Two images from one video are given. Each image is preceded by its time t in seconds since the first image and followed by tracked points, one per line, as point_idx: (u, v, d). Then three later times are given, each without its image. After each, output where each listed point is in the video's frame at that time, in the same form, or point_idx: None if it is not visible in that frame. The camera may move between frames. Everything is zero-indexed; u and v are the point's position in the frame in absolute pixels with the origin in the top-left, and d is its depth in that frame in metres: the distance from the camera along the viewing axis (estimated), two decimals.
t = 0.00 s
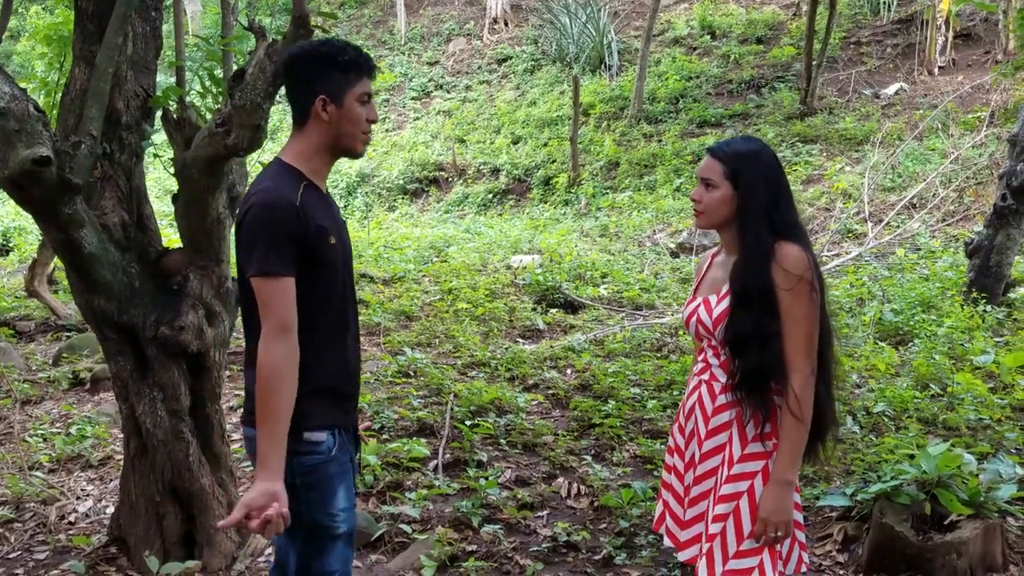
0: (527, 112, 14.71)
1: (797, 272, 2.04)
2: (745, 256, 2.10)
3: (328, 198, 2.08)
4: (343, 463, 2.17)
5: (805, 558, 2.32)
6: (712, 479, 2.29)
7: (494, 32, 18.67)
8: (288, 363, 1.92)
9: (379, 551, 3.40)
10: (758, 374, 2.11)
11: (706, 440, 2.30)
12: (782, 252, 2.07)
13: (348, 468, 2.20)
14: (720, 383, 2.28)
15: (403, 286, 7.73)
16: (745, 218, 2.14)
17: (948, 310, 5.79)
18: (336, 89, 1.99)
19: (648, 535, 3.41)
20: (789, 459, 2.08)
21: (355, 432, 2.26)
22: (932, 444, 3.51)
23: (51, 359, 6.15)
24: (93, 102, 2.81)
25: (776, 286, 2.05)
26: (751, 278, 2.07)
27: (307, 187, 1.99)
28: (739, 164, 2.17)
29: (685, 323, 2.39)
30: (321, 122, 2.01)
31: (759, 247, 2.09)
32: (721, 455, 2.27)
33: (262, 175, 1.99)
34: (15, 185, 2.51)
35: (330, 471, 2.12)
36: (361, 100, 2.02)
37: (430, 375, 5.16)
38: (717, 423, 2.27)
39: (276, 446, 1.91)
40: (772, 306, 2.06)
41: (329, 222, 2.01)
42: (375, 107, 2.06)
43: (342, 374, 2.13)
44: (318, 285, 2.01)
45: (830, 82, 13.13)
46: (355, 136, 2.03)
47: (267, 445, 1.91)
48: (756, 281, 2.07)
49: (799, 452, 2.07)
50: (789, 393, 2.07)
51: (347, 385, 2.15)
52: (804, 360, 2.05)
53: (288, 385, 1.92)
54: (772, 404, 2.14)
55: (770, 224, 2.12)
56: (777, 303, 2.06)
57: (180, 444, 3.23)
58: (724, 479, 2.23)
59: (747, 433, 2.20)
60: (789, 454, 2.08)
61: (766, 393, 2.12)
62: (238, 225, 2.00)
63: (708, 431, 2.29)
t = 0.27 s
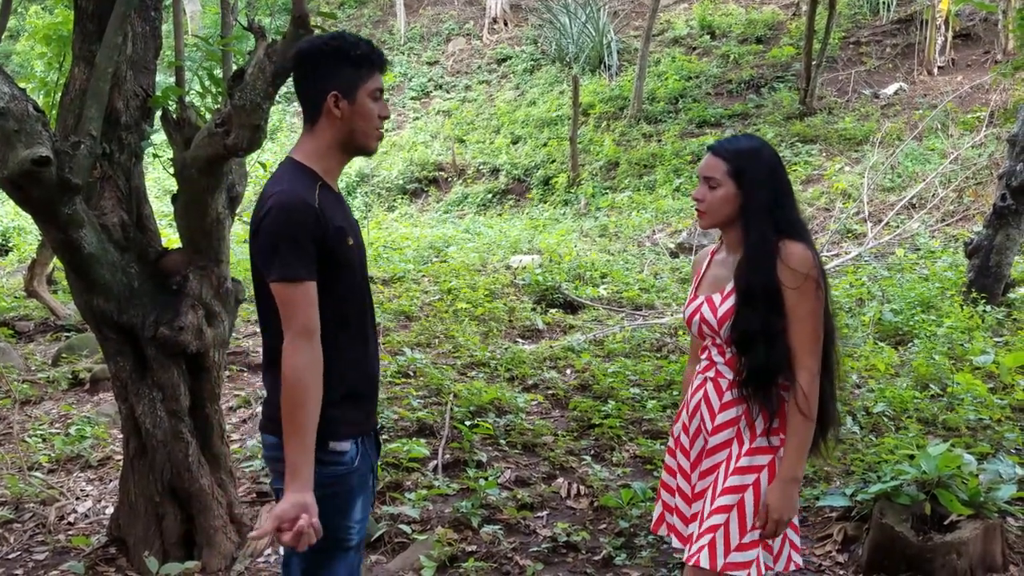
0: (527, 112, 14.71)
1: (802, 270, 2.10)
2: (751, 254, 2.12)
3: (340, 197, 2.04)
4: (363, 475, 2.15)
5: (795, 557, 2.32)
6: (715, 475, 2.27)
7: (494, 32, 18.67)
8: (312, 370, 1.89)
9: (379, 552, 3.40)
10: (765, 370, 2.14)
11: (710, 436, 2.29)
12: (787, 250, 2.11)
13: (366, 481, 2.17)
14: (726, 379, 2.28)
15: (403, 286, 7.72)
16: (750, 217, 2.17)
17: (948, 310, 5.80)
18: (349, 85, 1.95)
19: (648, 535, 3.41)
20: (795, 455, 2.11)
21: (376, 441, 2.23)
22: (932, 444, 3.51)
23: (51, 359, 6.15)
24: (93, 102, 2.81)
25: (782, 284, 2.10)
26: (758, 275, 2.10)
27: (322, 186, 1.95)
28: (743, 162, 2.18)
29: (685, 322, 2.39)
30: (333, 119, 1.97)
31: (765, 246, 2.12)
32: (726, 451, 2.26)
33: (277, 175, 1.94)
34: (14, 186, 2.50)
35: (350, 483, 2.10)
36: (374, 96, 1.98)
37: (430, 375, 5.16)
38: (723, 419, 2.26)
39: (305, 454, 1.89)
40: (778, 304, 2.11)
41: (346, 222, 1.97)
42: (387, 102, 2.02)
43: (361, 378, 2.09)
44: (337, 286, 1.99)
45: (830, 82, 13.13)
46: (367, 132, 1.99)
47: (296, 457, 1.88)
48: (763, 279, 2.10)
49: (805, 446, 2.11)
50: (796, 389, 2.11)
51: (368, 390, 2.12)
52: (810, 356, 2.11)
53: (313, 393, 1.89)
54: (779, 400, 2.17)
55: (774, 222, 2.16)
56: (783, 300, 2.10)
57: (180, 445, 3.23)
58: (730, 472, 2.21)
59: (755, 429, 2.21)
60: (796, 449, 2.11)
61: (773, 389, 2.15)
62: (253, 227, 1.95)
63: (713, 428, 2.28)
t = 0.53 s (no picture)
0: (525, 112, 14.71)
1: (808, 267, 2.07)
2: (757, 250, 2.11)
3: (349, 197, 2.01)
4: (371, 481, 2.12)
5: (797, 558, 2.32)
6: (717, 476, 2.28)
7: (492, 31, 18.66)
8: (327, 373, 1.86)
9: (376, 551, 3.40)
10: (767, 369, 2.13)
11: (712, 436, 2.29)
12: (793, 247, 2.09)
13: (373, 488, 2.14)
14: (729, 379, 2.27)
15: (401, 286, 7.72)
16: (757, 212, 2.16)
17: (946, 310, 5.80)
18: (359, 83, 1.93)
19: (645, 534, 3.40)
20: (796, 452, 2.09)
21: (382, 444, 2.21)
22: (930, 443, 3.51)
23: (49, 359, 6.15)
24: (90, 101, 2.80)
25: (787, 281, 2.07)
26: (763, 272, 2.08)
27: (333, 187, 1.92)
28: (751, 157, 2.18)
29: (687, 319, 2.38)
30: (343, 118, 1.95)
31: (770, 242, 2.10)
32: (727, 451, 2.26)
33: (287, 175, 1.91)
34: (11, 185, 2.50)
35: (359, 490, 2.07)
36: (384, 94, 1.96)
37: (428, 375, 5.16)
38: (725, 419, 2.26)
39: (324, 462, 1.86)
40: (781, 301, 2.08)
41: (355, 223, 1.95)
42: (397, 102, 2.00)
43: (369, 380, 2.07)
44: (347, 288, 1.96)
45: (828, 82, 13.13)
46: (378, 132, 1.97)
47: (317, 464, 1.85)
48: (768, 275, 2.08)
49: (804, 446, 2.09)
50: (796, 388, 2.09)
51: (375, 395, 2.09)
52: (811, 355, 2.08)
53: (330, 397, 1.86)
54: (781, 400, 2.16)
55: (780, 220, 2.14)
56: (786, 297, 2.08)
57: (177, 444, 3.22)
58: (733, 476, 2.22)
59: (758, 430, 2.22)
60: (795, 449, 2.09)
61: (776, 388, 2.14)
62: (262, 227, 1.91)
63: (715, 427, 2.28)
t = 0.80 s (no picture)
0: (523, 111, 14.71)
1: (819, 266, 2.05)
2: (768, 247, 2.09)
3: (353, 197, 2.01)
4: (374, 481, 2.12)
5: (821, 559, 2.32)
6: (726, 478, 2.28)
7: (490, 31, 18.66)
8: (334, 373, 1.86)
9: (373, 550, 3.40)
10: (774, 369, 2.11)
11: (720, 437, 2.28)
12: (804, 245, 2.08)
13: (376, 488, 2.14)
14: (735, 379, 2.26)
15: (399, 285, 7.72)
16: (769, 209, 2.14)
17: (943, 309, 5.81)
18: (363, 82, 1.93)
19: (642, 533, 3.41)
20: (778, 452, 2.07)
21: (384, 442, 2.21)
22: (926, 442, 3.52)
23: (46, 358, 6.15)
24: (86, 100, 2.80)
25: (797, 279, 2.06)
26: (772, 268, 2.07)
27: (339, 187, 1.92)
28: (764, 153, 2.15)
29: (694, 317, 2.36)
30: (347, 118, 1.95)
31: (781, 240, 2.09)
32: (734, 454, 2.25)
33: (293, 176, 1.90)
34: (7, 185, 2.50)
35: (362, 490, 2.07)
36: (388, 93, 1.96)
37: (425, 374, 5.16)
38: (732, 420, 2.25)
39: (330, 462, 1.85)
40: (791, 299, 2.07)
41: (360, 224, 1.95)
42: (400, 100, 2.01)
43: (373, 382, 2.07)
44: (353, 289, 1.96)
45: (826, 81, 13.14)
46: (381, 130, 1.98)
47: (322, 465, 1.85)
48: (777, 273, 2.07)
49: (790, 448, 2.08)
50: (796, 388, 2.07)
51: (377, 398, 2.09)
52: (816, 356, 2.06)
53: (336, 398, 1.85)
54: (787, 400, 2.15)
55: (791, 218, 2.13)
56: (795, 296, 2.06)
57: (174, 443, 3.22)
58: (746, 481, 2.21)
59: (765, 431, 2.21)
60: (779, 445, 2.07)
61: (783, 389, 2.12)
62: (267, 228, 1.90)
63: (722, 429, 2.27)
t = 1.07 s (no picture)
0: (522, 110, 14.71)
1: (842, 261, 2.06)
2: (789, 243, 2.10)
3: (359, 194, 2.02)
4: (380, 477, 2.13)
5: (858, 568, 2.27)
6: (747, 477, 2.26)
7: (489, 30, 18.65)
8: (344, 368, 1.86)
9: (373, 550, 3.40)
10: (797, 366, 2.11)
11: (739, 437, 2.26)
12: (826, 241, 2.08)
13: (381, 484, 2.15)
14: (756, 376, 2.26)
15: (398, 284, 7.71)
16: (789, 205, 2.13)
17: (941, 308, 5.82)
18: (368, 79, 1.93)
19: (641, 532, 3.41)
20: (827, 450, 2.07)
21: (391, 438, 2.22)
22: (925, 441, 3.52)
23: (44, 357, 6.14)
24: (84, 99, 2.80)
25: (821, 275, 2.07)
26: (794, 265, 2.08)
27: (345, 184, 1.92)
28: (785, 149, 2.14)
29: (718, 315, 2.37)
30: (352, 114, 1.95)
31: (802, 236, 2.09)
32: (756, 453, 2.24)
33: (300, 173, 1.90)
34: (5, 183, 2.49)
35: (368, 486, 2.08)
36: (391, 89, 1.97)
37: (424, 373, 5.16)
38: (752, 418, 2.24)
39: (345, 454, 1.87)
40: (813, 295, 2.08)
41: (366, 219, 1.95)
42: (403, 96, 2.01)
43: (380, 376, 2.09)
44: (361, 285, 1.96)
45: (825, 81, 13.14)
46: (386, 127, 1.98)
47: (338, 457, 1.86)
48: (798, 269, 2.08)
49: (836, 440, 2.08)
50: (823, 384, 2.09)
51: (383, 393, 2.10)
52: (842, 353, 2.09)
53: (347, 392, 1.86)
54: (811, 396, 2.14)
55: (813, 213, 2.12)
56: (819, 293, 2.07)
57: (173, 442, 3.22)
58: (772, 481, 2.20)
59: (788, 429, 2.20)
60: (826, 445, 2.07)
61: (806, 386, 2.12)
62: (276, 226, 1.90)
63: (742, 428, 2.25)
